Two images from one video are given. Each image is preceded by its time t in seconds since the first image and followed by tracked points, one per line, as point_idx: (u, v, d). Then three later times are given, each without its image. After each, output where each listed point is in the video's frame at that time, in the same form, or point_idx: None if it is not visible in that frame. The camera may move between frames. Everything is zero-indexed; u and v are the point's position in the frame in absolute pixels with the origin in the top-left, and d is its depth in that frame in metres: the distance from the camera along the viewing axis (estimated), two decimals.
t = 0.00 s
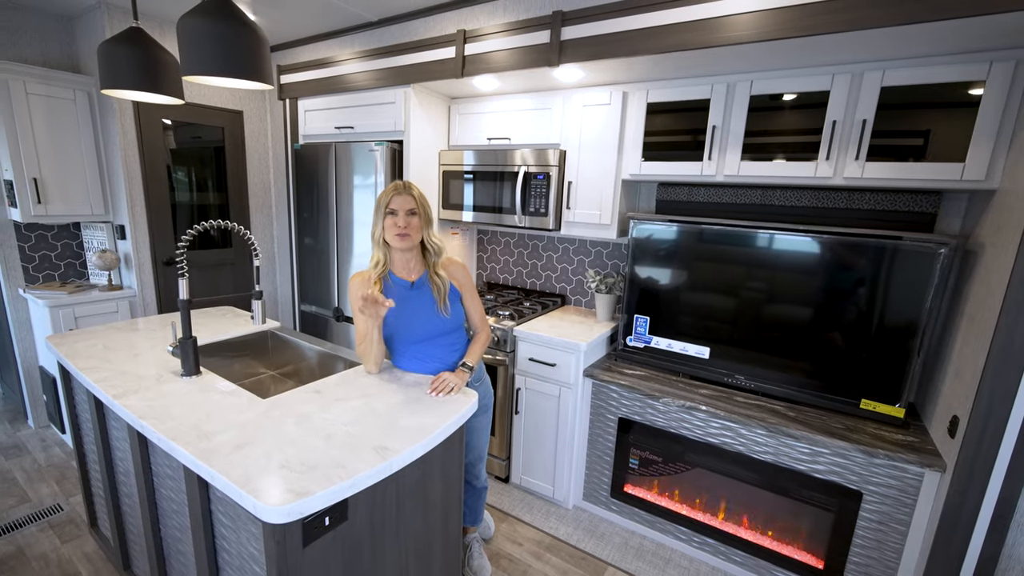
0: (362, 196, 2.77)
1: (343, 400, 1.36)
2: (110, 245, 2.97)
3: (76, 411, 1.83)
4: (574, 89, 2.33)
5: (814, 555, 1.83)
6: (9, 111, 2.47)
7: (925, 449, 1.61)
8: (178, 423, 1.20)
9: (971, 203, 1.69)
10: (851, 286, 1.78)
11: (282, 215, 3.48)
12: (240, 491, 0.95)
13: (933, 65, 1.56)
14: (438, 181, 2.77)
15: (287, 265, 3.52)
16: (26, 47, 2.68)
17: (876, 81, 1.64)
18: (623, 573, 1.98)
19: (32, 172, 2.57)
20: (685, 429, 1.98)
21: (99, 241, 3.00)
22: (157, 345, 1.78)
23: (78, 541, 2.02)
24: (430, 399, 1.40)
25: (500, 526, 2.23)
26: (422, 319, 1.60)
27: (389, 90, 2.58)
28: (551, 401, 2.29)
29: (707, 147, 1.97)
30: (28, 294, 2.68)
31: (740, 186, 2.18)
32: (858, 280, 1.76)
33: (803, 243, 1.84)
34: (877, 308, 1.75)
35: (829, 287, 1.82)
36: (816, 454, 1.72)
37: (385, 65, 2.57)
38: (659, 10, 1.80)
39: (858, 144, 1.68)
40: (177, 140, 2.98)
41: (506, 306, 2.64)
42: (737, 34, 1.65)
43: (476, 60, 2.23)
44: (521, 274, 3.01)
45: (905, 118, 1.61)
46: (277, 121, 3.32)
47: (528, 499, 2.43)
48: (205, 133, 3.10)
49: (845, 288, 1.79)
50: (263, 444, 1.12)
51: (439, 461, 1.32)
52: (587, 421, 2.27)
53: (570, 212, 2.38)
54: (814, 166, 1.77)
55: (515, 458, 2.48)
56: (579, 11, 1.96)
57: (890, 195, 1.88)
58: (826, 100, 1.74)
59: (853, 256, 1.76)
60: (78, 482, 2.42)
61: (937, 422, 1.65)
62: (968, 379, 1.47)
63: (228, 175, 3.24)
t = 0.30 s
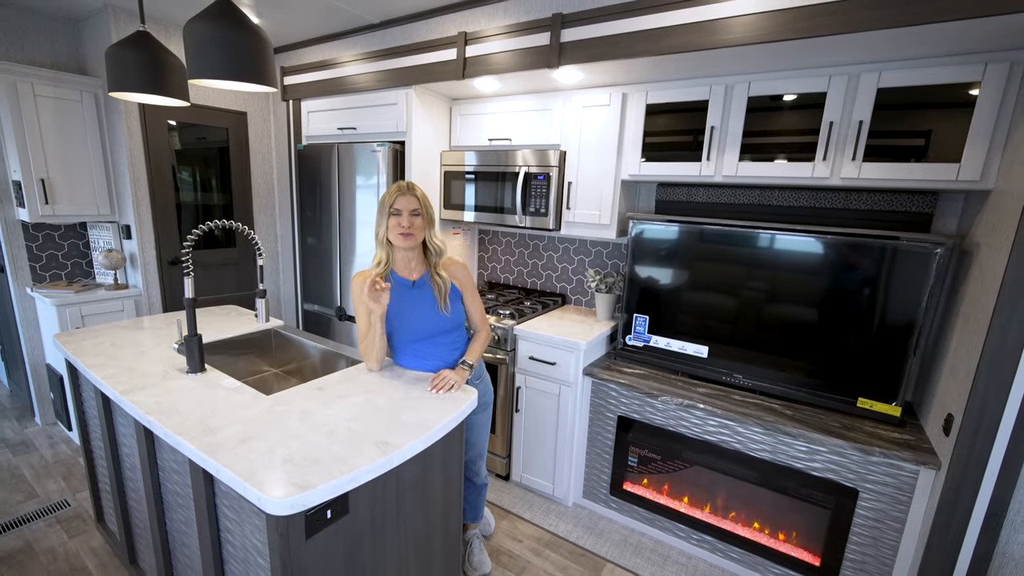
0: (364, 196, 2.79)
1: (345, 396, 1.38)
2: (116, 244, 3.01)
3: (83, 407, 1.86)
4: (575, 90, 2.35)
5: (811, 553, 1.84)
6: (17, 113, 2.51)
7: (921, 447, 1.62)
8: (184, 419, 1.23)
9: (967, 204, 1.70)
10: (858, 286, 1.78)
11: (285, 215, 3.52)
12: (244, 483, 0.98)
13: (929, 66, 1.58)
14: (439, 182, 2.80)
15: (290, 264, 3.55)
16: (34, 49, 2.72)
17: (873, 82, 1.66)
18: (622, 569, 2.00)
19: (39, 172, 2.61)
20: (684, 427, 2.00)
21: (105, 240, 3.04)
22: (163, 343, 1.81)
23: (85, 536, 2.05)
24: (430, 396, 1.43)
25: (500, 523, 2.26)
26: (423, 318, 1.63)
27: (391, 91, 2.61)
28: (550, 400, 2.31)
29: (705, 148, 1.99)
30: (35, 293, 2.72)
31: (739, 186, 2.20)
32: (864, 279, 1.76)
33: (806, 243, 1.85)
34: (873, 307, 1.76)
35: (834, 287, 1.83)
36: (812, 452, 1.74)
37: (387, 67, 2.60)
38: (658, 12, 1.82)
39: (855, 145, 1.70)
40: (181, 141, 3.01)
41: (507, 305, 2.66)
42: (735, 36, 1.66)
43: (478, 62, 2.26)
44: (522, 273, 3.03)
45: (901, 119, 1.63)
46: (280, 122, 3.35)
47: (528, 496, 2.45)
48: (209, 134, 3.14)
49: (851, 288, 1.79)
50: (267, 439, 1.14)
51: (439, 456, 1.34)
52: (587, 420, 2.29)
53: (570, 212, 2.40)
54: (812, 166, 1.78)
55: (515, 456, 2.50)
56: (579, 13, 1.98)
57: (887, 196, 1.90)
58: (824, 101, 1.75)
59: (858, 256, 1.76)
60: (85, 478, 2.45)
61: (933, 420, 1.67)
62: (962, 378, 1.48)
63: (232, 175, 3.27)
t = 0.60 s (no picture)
0: (365, 196, 2.83)
1: (346, 393, 1.42)
2: (119, 244, 3.05)
3: (88, 404, 1.89)
4: (572, 91, 2.38)
5: (804, 548, 1.87)
6: (22, 115, 2.54)
7: (910, 443, 1.65)
8: (188, 414, 1.26)
9: (957, 204, 1.72)
10: (858, 286, 1.79)
11: (286, 215, 3.55)
12: (247, 476, 1.01)
13: (918, 69, 1.61)
14: (439, 182, 2.83)
15: (291, 264, 3.58)
16: (39, 51, 2.76)
17: (863, 85, 1.69)
18: (618, 564, 2.03)
19: (44, 173, 2.65)
20: (679, 424, 2.03)
21: (108, 240, 3.07)
22: (167, 341, 1.84)
23: (90, 531, 2.08)
24: (429, 392, 1.46)
25: (498, 519, 2.29)
26: (422, 317, 1.66)
27: (391, 93, 2.65)
28: (548, 397, 2.34)
29: (700, 150, 2.02)
30: (39, 292, 2.75)
31: (734, 187, 2.23)
32: (864, 279, 1.78)
33: (807, 245, 1.86)
34: (865, 306, 1.79)
35: (834, 287, 1.84)
36: (804, 448, 1.77)
37: (387, 69, 2.63)
38: (652, 16, 1.85)
39: (846, 146, 1.73)
40: (184, 142, 3.04)
41: (505, 305, 2.69)
42: (728, 40, 1.69)
43: (476, 64, 2.29)
44: (520, 273, 3.06)
45: (891, 121, 1.66)
46: (282, 123, 3.38)
47: (526, 493, 2.48)
48: (211, 135, 3.17)
49: (851, 288, 1.80)
50: (269, 433, 1.17)
51: (438, 451, 1.37)
52: (584, 417, 2.31)
53: (567, 212, 2.43)
54: (804, 167, 1.81)
55: (514, 453, 2.53)
56: (575, 17, 2.01)
57: (879, 196, 1.93)
58: (816, 104, 1.78)
59: (858, 256, 1.78)
60: (89, 475, 2.49)
61: (923, 417, 1.70)
62: (950, 375, 1.51)
63: (233, 176, 3.30)
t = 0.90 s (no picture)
0: (364, 196, 2.86)
1: (344, 389, 1.45)
2: (122, 243, 3.08)
3: (92, 400, 1.93)
4: (568, 93, 2.42)
5: (795, 543, 1.90)
6: (27, 116, 2.58)
7: (899, 439, 1.68)
8: (190, 408, 1.30)
9: (946, 204, 1.75)
10: (859, 286, 1.80)
11: (287, 215, 3.58)
12: (248, 467, 1.04)
13: (906, 72, 1.64)
14: (438, 182, 2.86)
15: (292, 263, 3.62)
16: (43, 54, 2.80)
17: (853, 87, 1.72)
18: (613, 559, 2.06)
19: (48, 173, 2.69)
20: (673, 421, 2.06)
21: (111, 240, 3.11)
22: (170, 338, 1.87)
23: (94, 525, 2.12)
24: (425, 388, 1.49)
25: (496, 514, 2.32)
26: (419, 315, 1.70)
27: (390, 95, 2.68)
28: (545, 395, 2.37)
29: (694, 150, 2.05)
30: (44, 291, 2.79)
31: (728, 187, 2.26)
32: (865, 279, 1.79)
33: (810, 245, 1.87)
34: (857, 304, 1.81)
35: (835, 287, 1.85)
36: (796, 444, 1.79)
37: (387, 70, 2.66)
38: (646, 19, 1.88)
39: (836, 147, 1.75)
40: (185, 142, 3.07)
41: (503, 303, 2.72)
42: (721, 42, 1.72)
43: (474, 66, 2.32)
44: (518, 272, 3.09)
45: (880, 122, 1.69)
46: (283, 124, 3.42)
47: (523, 489, 2.51)
48: (213, 135, 3.20)
49: (853, 288, 1.81)
50: (269, 427, 1.21)
51: (434, 445, 1.40)
52: (580, 414, 2.34)
53: (564, 212, 2.46)
54: (796, 167, 1.84)
55: (511, 450, 2.56)
56: (571, 20, 2.04)
57: (870, 196, 1.95)
58: (806, 105, 1.81)
59: (858, 256, 1.79)
60: (92, 471, 2.52)
61: (912, 414, 1.72)
62: (937, 371, 1.54)
63: (234, 176, 3.34)
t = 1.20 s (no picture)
0: (368, 197, 2.90)
1: (347, 385, 1.49)
2: (131, 243, 3.14)
3: (102, 395, 1.97)
4: (568, 95, 2.45)
5: (792, 540, 1.92)
6: (39, 119, 2.64)
7: (894, 437, 1.70)
8: (198, 403, 1.34)
9: (942, 206, 1.78)
10: (865, 287, 1.80)
11: (292, 215, 3.63)
12: (253, 460, 1.08)
13: (901, 74, 1.65)
14: (440, 183, 2.90)
15: (297, 263, 3.67)
16: (55, 57, 2.86)
17: (849, 89, 1.74)
18: (612, 555, 2.09)
19: (59, 174, 2.75)
20: (671, 419, 2.08)
21: (120, 240, 3.17)
22: (178, 336, 1.92)
23: (103, 518, 2.17)
24: (426, 385, 1.53)
25: (496, 511, 2.36)
26: (420, 314, 1.73)
27: (393, 97, 2.72)
28: (545, 393, 2.40)
29: (692, 152, 2.07)
30: (55, 290, 2.85)
31: (726, 188, 2.28)
32: (871, 280, 1.78)
33: (817, 246, 1.86)
34: (853, 304, 1.83)
35: (842, 287, 1.84)
36: (792, 443, 1.81)
37: (390, 73, 2.70)
38: (645, 23, 1.90)
39: (832, 148, 1.77)
40: (192, 143, 3.11)
41: (505, 303, 2.76)
42: (718, 46, 1.75)
43: (476, 69, 2.35)
44: (520, 272, 3.13)
45: (875, 124, 1.70)
46: (288, 126, 3.46)
47: (523, 486, 2.55)
48: (220, 137, 3.25)
49: (859, 289, 1.80)
50: (274, 421, 1.25)
51: (434, 440, 1.44)
52: (579, 413, 2.37)
53: (564, 213, 2.49)
54: (792, 169, 1.86)
55: (512, 447, 2.59)
56: (571, 23, 2.07)
57: (867, 197, 1.97)
58: (803, 107, 1.83)
59: (858, 256, 1.80)
60: (102, 466, 2.58)
61: (908, 413, 1.74)
62: (931, 371, 1.56)
63: (240, 177, 3.39)
